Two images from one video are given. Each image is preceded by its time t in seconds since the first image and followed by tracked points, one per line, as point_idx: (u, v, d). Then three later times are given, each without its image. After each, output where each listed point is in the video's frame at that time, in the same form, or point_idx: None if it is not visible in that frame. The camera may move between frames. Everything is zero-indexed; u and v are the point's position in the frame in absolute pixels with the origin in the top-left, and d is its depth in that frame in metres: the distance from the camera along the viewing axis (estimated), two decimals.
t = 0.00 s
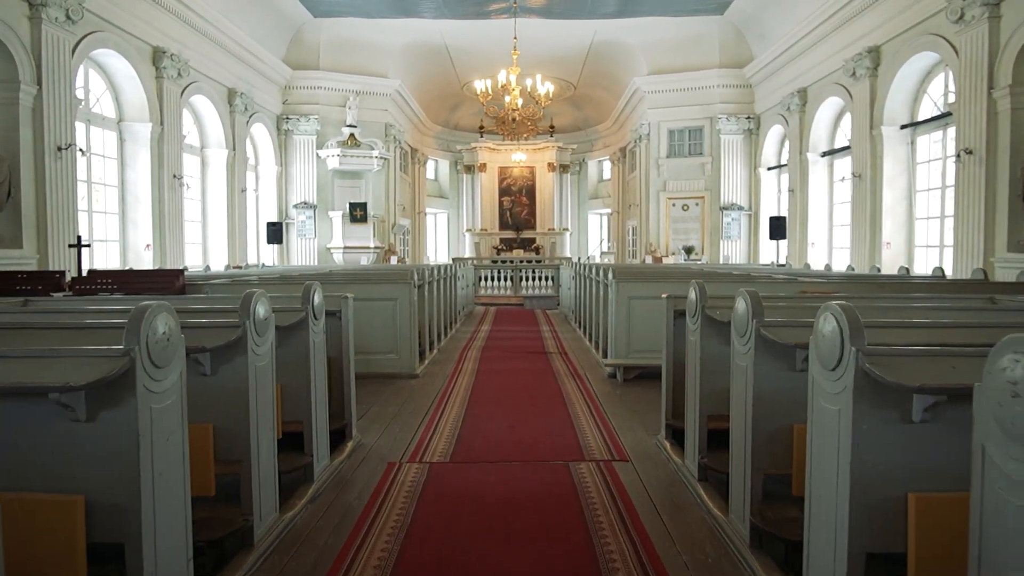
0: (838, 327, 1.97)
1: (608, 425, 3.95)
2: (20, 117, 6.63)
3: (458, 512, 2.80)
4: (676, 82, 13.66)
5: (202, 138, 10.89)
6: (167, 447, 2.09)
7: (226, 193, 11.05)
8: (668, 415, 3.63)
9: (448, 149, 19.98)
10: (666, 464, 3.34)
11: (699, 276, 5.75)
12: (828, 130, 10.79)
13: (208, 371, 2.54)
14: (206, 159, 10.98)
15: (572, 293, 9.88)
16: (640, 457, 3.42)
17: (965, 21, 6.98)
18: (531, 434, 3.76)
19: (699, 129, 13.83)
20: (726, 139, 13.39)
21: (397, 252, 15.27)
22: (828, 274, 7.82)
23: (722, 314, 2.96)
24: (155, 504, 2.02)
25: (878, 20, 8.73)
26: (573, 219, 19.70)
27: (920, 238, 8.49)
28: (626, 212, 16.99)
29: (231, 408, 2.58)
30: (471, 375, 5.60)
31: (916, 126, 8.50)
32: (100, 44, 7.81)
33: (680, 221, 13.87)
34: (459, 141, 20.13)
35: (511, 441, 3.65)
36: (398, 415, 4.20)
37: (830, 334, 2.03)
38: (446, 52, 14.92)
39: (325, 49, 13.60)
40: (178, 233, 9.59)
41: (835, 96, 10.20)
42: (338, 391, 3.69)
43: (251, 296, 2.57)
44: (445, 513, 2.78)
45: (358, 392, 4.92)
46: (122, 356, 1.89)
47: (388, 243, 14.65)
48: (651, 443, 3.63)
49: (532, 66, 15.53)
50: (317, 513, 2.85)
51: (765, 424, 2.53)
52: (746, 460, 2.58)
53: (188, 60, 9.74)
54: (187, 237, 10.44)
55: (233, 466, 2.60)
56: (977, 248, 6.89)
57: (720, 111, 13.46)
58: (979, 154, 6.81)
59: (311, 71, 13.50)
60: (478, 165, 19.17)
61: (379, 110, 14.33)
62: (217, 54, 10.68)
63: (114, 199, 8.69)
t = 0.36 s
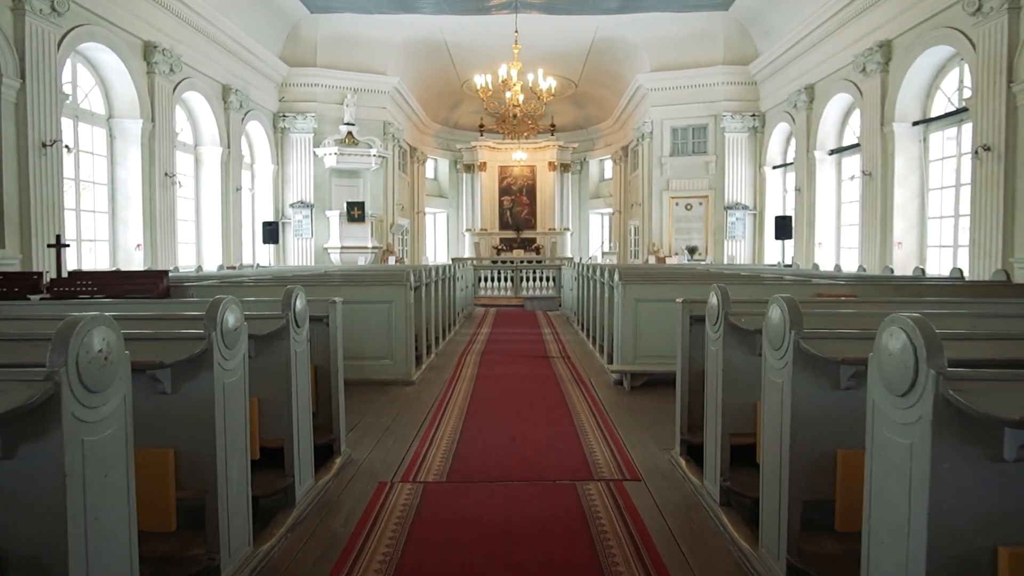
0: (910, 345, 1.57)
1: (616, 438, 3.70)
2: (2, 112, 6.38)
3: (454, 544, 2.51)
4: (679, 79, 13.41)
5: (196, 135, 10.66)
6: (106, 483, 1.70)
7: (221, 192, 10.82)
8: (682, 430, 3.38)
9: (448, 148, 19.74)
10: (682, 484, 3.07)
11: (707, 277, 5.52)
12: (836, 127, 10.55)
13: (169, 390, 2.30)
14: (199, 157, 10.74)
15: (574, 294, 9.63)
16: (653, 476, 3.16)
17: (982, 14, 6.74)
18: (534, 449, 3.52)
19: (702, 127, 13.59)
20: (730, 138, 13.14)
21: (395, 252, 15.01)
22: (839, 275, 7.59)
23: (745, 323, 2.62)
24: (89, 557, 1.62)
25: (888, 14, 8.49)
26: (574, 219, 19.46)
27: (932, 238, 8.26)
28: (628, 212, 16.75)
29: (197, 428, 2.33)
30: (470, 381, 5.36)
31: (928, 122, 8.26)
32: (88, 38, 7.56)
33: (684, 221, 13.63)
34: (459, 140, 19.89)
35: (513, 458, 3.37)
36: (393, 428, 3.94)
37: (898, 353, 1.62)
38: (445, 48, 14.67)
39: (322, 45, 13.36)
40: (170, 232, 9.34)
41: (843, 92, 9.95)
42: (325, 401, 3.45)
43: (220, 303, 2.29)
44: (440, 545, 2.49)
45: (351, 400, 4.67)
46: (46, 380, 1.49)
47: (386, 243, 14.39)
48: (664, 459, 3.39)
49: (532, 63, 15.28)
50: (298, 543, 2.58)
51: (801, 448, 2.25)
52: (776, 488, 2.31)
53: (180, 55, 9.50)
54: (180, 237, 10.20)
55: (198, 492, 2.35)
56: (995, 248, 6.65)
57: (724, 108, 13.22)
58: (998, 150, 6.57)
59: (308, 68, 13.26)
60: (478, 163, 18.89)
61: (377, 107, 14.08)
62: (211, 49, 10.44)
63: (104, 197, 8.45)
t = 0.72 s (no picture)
0: (1006, 362, 1.12)
1: (623, 454, 3.46)
2: None
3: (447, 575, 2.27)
4: (682, 76, 13.17)
5: (190, 133, 10.43)
6: (10, 537, 1.24)
7: (214, 192, 10.58)
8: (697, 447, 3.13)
9: (448, 147, 19.52)
10: (698, 508, 2.82)
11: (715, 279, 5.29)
12: (843, 124, 10.31)
13: (111, 412, 1.83)
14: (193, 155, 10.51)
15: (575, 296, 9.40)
16: (666, 497, 2.92)
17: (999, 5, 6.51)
18: (535, 466, 3.28)
19: (706, 125, 13.34)
20: (735, 136, 12.91)
21: (394, 253, 14.76)
22: (850, 276, 7.35)
23: (772, 331, 2.40)
24: None
25: (899, 7, 8.26)
26: (575, 219, 19.23)
27: (945, 238, 8.03)
28: (630, 212, 16.52)
29: (146, 455, 1.86)
30: (468, 389, 5.12)
31: (941, 119, 8.03)
32: (75, 31, 7.33)
33: (687, 221, 13.38)
34: (459, 139, 19.66)
35: (512, 477, 3.13)
36: (385, 441, 3.70)
37: (985, 373, 1.17)
38: (444, 45, 14.43)
39: (319, 42, 13.14)
40: (161, 232, 9.11)
41: (851, 89, 9.71)
42: (307, 415, 3.21)
43: (174, 309, 1.79)
44: None
45: (342, 409, 4.43)
46: None
47: (385, 244, 14.15)
48: (676, 477, 3.14)
49: (533, 61, 15.06)
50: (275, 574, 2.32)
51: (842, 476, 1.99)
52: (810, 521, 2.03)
53: (172, 50, 9.28)
54: (172, 237, 9.96)
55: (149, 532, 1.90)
56: (1013, 249, 6.41)
57: (729, 106, 12.98)
58: (1016, 146, 6.33)
59: (304, 65, 13.03)
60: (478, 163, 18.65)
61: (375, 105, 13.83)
62: (205, 44, 10.21)
63: (92, 196, 8.21)
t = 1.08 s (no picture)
0: None
1: (630, 471, 3.24)
2: None
3: None
4: (685, 74, 12.94)
5: (182, 130, 10.20)
6: None
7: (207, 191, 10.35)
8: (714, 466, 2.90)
9: (447, 147, 19.29)
10: (717, 536, 2.59)
11: (724, 281, 5.06)
12: (851, 122, 10.08)
13: (38, 442, 1.63)
14: (186, 154, 10.29)
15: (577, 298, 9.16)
16: (682, 523, 2.69)
17: None
18: (536, 485, 3.06)
19: (710, 123, 13.11)
20: (739, 134, 12.68)
21: (392, 253, 14.54)
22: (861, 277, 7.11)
23: (804, 343, 2.18)
24: None
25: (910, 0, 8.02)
26: (576, 219, 19.00)
27: (958, 238, 7.80)
28: (632, 212, 16.29)
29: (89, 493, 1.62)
30: (465, 397, 4.89)
31: (953, 115, 7.80)
32: (61, 25, 7.11)
33: (690, 221, 13.14)
34: (458, 138, 19.43)
35: (511, 499, 2.90)
36: (375, 456, 3.47)
37: None
38: (443, 42, 14.20)
39: (316, 39, 12.91)
40: (152, 232, 8.89)
41: (860, 85, 9.48)
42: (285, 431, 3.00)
43: (117, 319, 1.60)
44: None
45: (332, 419, 4.20)
46: None
47: (383, 244, 13.92)
48: (691, 499, 2.92)
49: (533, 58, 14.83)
50: None
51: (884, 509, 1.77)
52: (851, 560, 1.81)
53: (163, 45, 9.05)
54: (164, 238, 9.74)
55: None
56: None
57: (732, 104, 12.75)
58: None
59: (301, 62, 12.80)
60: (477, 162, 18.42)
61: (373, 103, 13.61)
62: (198, 39, 9.98)
63: (80, 195, 8.00)
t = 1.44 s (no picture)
0: None
1: (639, 491, 3.02)
2: None
3: None
4: (688, 71, 12.72)
5: (174, 128, 9.96)
6: None
7: (199, 189, 10.12)
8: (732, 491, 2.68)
9: (447, 145, 19.06)
10: (742, 571, 2.37)
11: (735, 284, 4.84)
12: (858, 119, 9.86)
13: None
14: (179, 151, 10.07)
15: (580, 299, 8.94)
16: (702, 555, 2.47)
17: None
18: (538, 509, 2.83)
19: (713, 121, 12.88)
20: (743, 133, 12.46)
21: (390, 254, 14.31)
22: (874, 278, 6.87)
23: (850, 359, 1.98)
24: None
25: None
26: (577, 219, 18.78)
27: (972, 238, 7.58)
28: (633, 211, 16.06)
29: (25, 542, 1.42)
30: (463, 406, 4.67)
31: (967, 112, 7.57)
32: (46, 18, 6.88)
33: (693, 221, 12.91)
34: (457, 136, 19.21)
35: (512, 525, 2.68)
36: (366, 474, 3.25)
37: None
38: (442, 39, 13.98)
39: (313, 35, 12.68)
40: (142, 233, 8.66)
41: (869, 82, 9.26)
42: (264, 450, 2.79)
43: (37, 335, 1.39)
44: None
45: (322, 432, 3.97)
46: None
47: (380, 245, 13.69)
48: (709, 527, 2.69)
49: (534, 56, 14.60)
50: None
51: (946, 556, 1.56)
52: None
53: (154, 40, 8.81)
54: (155, 237, 9.51)
55: None
56: None
57: (736, 101, 12.52)
58: None
59: (297, 59, 12.57)
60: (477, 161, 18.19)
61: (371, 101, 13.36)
62: (191, 34, 9.75)
63: (67, 194, 7.77)
